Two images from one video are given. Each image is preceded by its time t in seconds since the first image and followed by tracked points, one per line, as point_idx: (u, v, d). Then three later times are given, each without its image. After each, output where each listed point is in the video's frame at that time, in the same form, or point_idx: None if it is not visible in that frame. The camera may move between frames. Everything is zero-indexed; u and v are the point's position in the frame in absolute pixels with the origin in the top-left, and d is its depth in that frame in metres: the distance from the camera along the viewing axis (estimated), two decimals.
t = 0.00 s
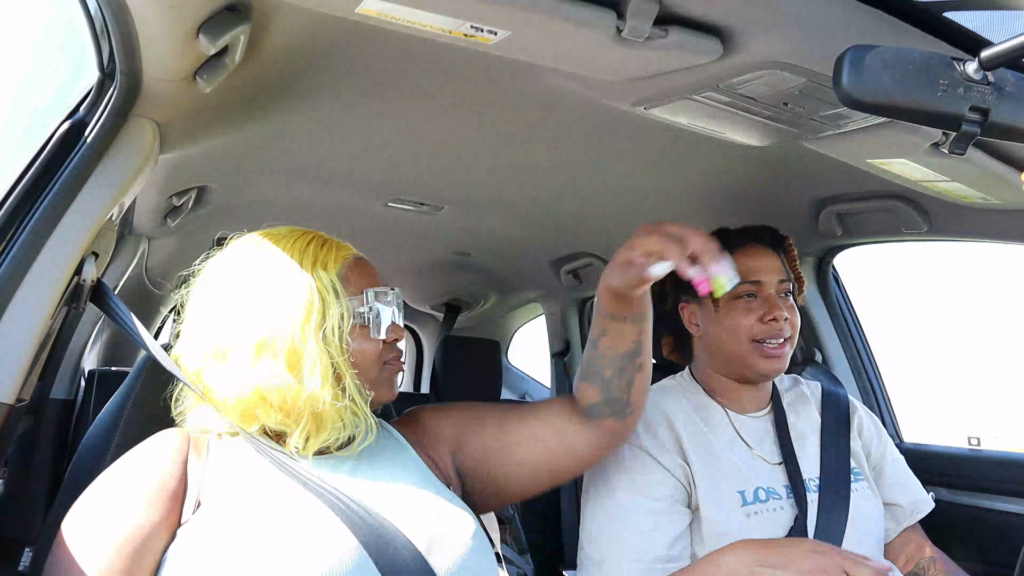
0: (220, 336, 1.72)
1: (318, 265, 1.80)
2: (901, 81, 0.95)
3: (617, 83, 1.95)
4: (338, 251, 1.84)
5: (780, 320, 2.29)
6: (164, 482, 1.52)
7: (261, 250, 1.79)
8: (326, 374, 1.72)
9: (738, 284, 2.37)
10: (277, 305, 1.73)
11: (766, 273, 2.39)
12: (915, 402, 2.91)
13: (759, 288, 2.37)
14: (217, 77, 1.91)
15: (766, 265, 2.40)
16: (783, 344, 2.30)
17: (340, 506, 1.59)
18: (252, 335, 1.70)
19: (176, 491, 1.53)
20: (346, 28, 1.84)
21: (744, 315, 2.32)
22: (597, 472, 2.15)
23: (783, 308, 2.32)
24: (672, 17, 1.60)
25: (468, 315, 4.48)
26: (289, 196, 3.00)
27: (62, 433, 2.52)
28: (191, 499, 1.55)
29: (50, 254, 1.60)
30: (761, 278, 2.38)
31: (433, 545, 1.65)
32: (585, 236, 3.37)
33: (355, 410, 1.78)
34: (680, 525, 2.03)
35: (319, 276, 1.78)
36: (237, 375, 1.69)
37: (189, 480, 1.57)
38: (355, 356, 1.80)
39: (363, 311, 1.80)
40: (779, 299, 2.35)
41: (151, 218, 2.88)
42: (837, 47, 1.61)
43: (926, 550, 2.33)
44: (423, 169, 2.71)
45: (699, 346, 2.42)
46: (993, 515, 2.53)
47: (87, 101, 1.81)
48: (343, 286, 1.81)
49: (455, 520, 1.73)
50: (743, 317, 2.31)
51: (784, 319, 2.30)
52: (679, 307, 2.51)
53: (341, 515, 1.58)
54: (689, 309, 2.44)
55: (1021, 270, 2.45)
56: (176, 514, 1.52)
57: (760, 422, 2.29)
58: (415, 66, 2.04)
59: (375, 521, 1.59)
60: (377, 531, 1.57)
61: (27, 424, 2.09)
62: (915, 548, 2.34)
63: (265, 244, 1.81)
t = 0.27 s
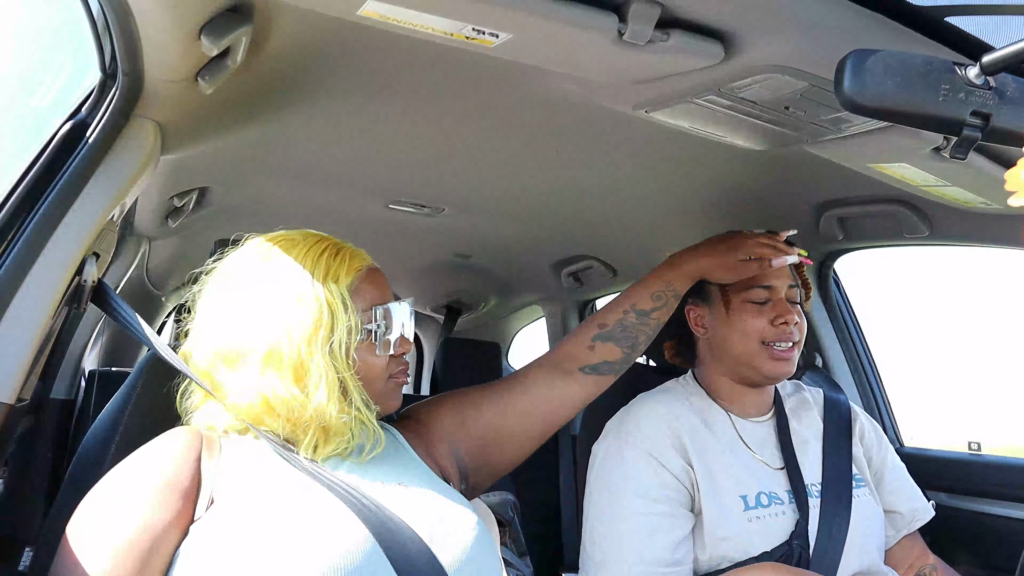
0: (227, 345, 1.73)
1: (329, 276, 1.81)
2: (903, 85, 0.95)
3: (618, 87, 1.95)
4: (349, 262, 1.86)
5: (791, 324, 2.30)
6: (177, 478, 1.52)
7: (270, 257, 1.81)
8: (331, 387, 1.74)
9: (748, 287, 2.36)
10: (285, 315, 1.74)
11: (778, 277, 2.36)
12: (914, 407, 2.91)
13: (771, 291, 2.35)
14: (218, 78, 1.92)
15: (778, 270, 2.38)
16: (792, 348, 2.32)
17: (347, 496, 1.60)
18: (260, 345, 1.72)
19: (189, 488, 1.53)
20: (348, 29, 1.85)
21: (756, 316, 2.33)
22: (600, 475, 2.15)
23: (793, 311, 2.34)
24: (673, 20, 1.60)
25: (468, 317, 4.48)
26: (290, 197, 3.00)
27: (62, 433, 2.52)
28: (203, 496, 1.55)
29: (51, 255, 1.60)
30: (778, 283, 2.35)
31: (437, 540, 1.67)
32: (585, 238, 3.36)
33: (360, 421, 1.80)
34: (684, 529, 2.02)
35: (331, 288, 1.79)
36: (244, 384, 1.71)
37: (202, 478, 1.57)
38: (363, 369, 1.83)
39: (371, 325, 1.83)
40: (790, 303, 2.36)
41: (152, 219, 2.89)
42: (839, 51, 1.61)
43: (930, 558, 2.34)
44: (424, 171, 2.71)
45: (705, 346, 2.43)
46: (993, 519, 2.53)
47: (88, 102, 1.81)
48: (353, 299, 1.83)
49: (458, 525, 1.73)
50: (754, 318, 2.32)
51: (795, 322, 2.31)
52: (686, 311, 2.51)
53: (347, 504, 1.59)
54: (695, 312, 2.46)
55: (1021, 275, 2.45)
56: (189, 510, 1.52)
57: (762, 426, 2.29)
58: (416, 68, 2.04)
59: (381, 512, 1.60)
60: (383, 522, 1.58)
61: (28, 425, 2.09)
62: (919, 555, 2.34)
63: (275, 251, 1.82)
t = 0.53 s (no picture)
0: (255, 337, 1.76)
1: (363, 292, 1.77)
2: (903, 84, 0.95)
3: (618, 86, 1.95)
4: (390, 284, 1.80)
5: (796, 317, 2.29)
6: (195, 472, 1.53)
7: (315, 257, 1.82)
8: (337, 402, 1.72)
9: (753, 281, 2.37)
10: (309, 319, 1.74)
11: (783, 272, 2.37)
12: (915, 406, 2.90)
13: (776, 286, 2.36)
14: (218, 78, 1.92)
15: (784, 266, 2.38)
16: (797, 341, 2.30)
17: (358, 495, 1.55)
18: (281, 345, 1.73)
19: (208, 481, 1.54)
20: (347, 29, 1.85)
21: (760, 310, 2.32)
22: (604, 474, 2.15)
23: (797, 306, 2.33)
24: (672, 19, 1.60)
25: (468, 316, 4.49)
26: (290, 198, 3.00)
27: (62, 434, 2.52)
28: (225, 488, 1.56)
29: (51, 255, 1.60)
30: (779, 276, 2.36)
31: (453, 545, 1.70)
32: (585, 238, 3.36)
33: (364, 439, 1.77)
34: (686, 528, 2.02)
35: (360, 309, 1.75)
36: (260, 379, 1.73)
37: (220, 472, 1.58)
38: (375, 396, 1.78)
39: (391, 357, 1.75)
40: (796, 298, 2.35)
41: (151, 219, 2.89)
42: (838, 50, 1.61)
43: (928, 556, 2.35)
44: (423, 171, 2.71)
45: (710, 342, 2.43)
46: (994, 518, 2.53)
47: (88, 103, 1.82)
48: (382, 321, 1.77)
49: (459, 528, 1.74)
50: (758, 312, 2.32)
51: (799, 315, 2.30)
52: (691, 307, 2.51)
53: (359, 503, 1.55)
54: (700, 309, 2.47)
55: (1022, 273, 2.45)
56: (207, 502, 1.53)
57: (765, 426, 2.29)
58: (416, 68, 2.04)
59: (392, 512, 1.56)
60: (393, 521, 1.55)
61: (28, 426, 2.09)
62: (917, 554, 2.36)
63: (317, 253, 1.83)
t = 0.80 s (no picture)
0: (263, 332, 1.76)
1: (371, 293, 1.77)
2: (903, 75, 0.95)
3: (618, 81, 1.95)
4: (399, 287, 1.79)
5: (800, 309, 2.29)
6: (201, 471, 1.54)
7: (328, 254, 1.82)
8: (337, 403, 1.71)
9: (757, 274, 2.38)
10: (318, 318, 1.74)
11: (788, 265, 2.40)
12: (916, 399, 2.91)
13: (780, 279, 2.37)
14: (217, 76, 1.92)
15: (789, 259, 2.41)
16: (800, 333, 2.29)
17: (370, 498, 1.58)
18: (288, 343, 1.73)
19: (212, 481, 1.55)
20: (345, 25, 1.85)
21: (762, 301, 2.33)
22: (605, 468, 2.15)
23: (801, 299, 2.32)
24: (671, 13, 1.59)
25: (469, 312, 4.49)
26: (290, 195, 3.00)
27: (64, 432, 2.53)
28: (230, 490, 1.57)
29: (52, 253, 1.60)
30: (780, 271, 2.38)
31: (456, 540, 1.71)
32: (585, 233, 3.36)
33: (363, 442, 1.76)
34: (687, 523, 2.03)
35: (364, 310, 1.75)
36: (266, 375, 1.73)
37: (224, 471, 1.58)
38: (374, 400, 1.76)
39: (390, 362, 1.73)
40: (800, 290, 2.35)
41: (152, 217, 2.89)
42: (837, 43, 1.61)
43: (930, 548, 2.35)
44: (422, 167, 2.72)
45: (713, 335, 2.43)
46: (996, 510, 2.53)
47: (88, 101, 1.82)
48: (387, 324, 1.77)
49: (460, 525, 1.74)
50: (761, 303, 2.33)
51: (802, 307, 2.30)
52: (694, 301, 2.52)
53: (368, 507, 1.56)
54: (702, 302, 2.47)
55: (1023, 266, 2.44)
56: (212, 501, 1.54)
57: (767, 421, 2.28)
58: (415, 64, 2.04)
59: (401, 517, 1.58)
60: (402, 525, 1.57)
61: (31, 424, 2.09)
62: (919, 549, 2.36)
63: (330, 249, 1.83)
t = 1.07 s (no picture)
0: (246, 323, 1.82)
1: (329, 269, 1.80)
2: (903, 75, 0.95)
3: (618, 81, 1.95)
4: (357, 262, 1.82)
5: (801, 312, 2.29)
6: (197, 473, 1.54)
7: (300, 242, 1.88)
8: (304, 377, 1.73)
9: (758, 275, 2.38)
10: (285, 297, 1.78)
11: (790, 267, 2.40)
12: (917, 398, 2.91)
13: (782, 281, 2.37)
14: (217, 77, 1.92)
15: (791, 261, 2.41)
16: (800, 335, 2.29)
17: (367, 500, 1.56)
18: (261, 325, 1.79)
19: (208, 483, 1.55)
20: (345, 26, 1.85)
21: (764, 303, 2.33)
22: (605, 469, 2.14)
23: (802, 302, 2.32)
24: (671, 13, 1.60)
25: (469, 313, 4.49)
26: (290, 195, 3.00)
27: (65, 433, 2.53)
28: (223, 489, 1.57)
29: (53, 254, 1.60)
30: (783, 273, 2.38)
31: (456, 540, 1.70)
32: (586, 233, 3.36)
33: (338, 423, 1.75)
34: (687, 524, 2.03)
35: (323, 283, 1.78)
36: (247, 359, 1.79)
37: (220, 473, 1.58)
38: (341, 371, 1.74)
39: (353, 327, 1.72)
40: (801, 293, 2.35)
41: (152, 218, 2.89)
42: (838, 43, 1.61)
43: (934, 549, 2.34)
44: (423, 168, 2.72)
45: (713, 336, 2.43)
46: (998, 510, 2.53)
47: (88, 103, 1.82)
48: (348, 299, 1.79)
49: (460, 525, 1.74)
50: (762, 305, 2.33)
51: (803, 310, 2.30)
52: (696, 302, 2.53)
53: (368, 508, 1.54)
54: (703, 301, 2.48)
55: None
56: (207, 503, 1.54)
57: (767, 422, 2.28)
58: (415, 64, 2.04)
59: (400, 516, 1.56)
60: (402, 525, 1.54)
61: (31, 426, 2.09)
62: (924, 550, 2.36)
63: (304, 238, 1.89)
